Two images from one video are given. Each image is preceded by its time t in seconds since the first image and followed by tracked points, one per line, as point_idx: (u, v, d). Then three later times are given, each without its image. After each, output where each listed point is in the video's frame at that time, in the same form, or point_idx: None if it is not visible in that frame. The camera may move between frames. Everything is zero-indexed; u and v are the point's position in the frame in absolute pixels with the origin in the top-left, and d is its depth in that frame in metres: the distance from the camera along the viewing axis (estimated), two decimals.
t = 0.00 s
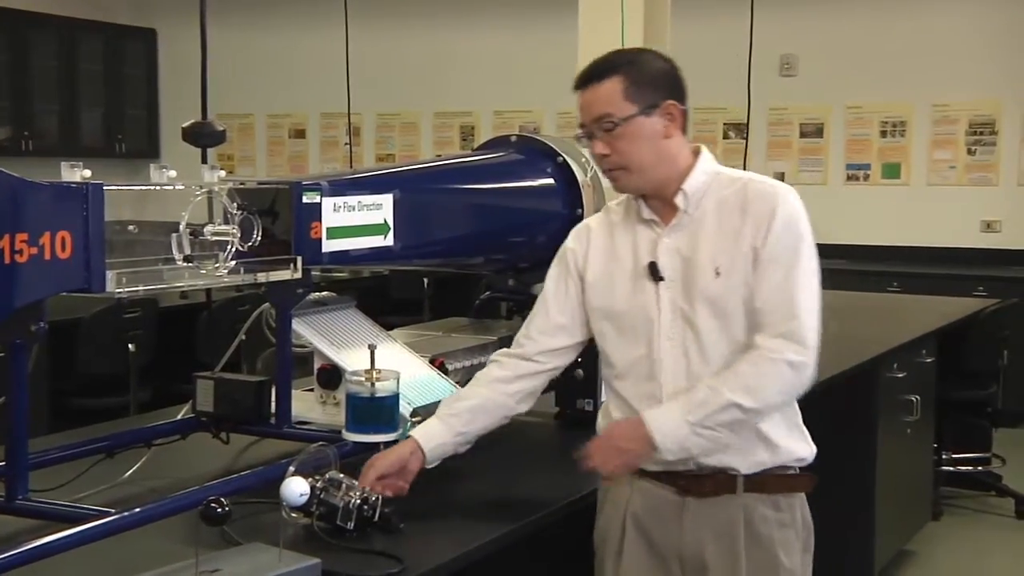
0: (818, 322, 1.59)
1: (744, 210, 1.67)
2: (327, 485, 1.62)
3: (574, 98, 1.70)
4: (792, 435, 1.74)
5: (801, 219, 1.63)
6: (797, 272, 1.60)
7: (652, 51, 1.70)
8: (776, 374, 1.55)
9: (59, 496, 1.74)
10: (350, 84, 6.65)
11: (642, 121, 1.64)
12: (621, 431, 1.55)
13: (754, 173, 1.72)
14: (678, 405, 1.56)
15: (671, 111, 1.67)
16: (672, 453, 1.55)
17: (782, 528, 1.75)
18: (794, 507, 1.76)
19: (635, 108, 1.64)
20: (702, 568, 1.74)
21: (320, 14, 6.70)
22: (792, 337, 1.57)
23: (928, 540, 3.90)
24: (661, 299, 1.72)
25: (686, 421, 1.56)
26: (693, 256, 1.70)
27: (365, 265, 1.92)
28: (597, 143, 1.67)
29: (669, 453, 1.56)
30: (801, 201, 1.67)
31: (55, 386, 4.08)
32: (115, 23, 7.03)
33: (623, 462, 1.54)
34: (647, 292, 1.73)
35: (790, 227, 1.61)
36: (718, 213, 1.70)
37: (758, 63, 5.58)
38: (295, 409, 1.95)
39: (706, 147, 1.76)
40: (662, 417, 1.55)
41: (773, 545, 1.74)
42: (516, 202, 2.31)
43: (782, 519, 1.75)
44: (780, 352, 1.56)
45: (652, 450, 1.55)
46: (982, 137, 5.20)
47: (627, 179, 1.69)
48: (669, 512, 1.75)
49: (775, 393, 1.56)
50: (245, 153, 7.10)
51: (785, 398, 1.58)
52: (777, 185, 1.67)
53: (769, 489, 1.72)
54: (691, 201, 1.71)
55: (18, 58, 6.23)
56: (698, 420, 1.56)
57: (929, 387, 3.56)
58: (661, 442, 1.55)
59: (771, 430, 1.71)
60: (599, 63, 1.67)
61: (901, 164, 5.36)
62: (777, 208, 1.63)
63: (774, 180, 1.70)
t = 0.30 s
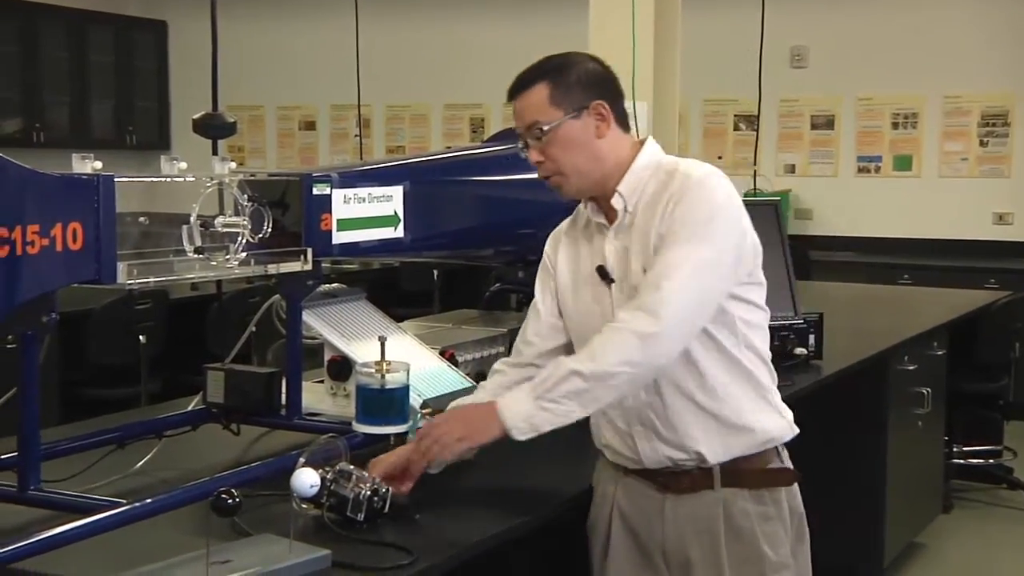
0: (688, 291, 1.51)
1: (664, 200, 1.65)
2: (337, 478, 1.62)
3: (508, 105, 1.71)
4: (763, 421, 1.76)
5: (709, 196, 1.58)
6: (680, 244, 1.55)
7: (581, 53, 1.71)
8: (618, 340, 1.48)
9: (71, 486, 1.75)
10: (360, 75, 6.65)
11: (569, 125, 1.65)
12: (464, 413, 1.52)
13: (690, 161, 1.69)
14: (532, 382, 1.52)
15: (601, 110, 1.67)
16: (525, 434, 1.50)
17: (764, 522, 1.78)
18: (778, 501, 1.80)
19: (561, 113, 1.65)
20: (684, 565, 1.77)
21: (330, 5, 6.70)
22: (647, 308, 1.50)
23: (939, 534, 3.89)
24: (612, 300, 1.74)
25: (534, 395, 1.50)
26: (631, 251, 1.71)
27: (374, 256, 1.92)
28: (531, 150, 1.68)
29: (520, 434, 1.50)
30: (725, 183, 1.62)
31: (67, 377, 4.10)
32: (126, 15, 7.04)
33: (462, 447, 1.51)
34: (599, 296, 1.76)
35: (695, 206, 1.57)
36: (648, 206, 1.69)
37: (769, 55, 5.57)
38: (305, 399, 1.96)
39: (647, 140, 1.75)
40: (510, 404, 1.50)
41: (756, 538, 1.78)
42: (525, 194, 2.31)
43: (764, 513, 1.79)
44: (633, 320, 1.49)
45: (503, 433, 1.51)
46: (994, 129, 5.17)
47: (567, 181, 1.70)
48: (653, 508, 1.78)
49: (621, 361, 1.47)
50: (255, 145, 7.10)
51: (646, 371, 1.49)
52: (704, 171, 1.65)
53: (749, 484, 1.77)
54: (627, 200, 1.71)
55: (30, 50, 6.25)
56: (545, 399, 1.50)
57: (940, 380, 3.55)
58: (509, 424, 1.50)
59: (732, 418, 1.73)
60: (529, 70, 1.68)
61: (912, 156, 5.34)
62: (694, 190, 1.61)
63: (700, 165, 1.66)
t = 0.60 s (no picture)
0: (631, 299, 1.54)
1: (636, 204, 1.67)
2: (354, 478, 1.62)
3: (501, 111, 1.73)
4: (755, 423, 1.73)
5: (672, 207, 1.59)
6: (631, 253, 1.57)
7: (577, 60, 1.72)
8: (561, 340, 1.54)
9: (93, 485, 1.76)
10: (379, 76, 6.67)
11: (562, 130, 1.67)
12: (416, 440, 1.58)
13: (673, 165, 1.69)
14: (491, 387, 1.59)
15: (593, 117, 1.68)
16: (478, 447, 1.57)
17: (767, 525, 1.77)
18: (781, 505, 1.78)
19: (554, 118, 1.66)
20: (686, 568, 1.77)
21: (349, 7, 6.72)
22: (591, 310, 1.54)
23: (960, 537, 3.87)
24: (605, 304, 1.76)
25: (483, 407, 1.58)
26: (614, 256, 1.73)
27: (393, 257, 1.93)
28: (523, 154, 1.70)
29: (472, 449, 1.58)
30: (694, 190, 1.60)
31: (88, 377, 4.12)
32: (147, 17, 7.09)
33: (420, 468, 1.56)
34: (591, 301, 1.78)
35: (657, 213, 1.59)
36: (625, 210, 1.70)
37: (789, 55, 5.55)
38: (324, 400, 1.96)
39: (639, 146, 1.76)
40: (460, 419, 1.57)
41: (758, 543, 1.76)
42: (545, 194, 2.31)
43: (767, 517, 1.77)
44: (576, 324, 1.54)
45: (458, 449, 1.58)
46: (1017, 130, 5.13)
47: (558, 186, 1.71)
48: (653, 510, 1.78)
49: (559, 365, 1.53)
50: (275, 146, 7.13)
51: (591, 375, 1.54)
52: (678, 178, 1.63)
53: (749, 488, 1.75)
54: (611, 206, 1.72)
55: (52, 51, 6.29)
56: (493, 405, 1.57)
57: (962, 381, 3.52)
58: (462, 436, 1.57)
59: (721, 421, 1.72)
60: (523, 76, 1.70)
61: (933, 157, 5.31)
62: (661, 199, 1.60)
63: (678, 169, 1.67)
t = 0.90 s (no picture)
0: (628, 301, 1.54)
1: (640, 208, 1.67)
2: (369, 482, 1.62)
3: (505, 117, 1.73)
4: (763, 426, 1.72)
5: (673, 211, 1.58)
6: (631, 256, 1.57)
7: (582, 64, 1.72)
8: (555, 340, 1.54)
9: (110, 486, 1.77)
10: (394, 78, 6.68)
11: (569, 135, 1.67)
12: (413, 454, 1.57)
13: (680, 169, 1.69)
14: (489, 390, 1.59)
15: (600, 121, 1.68)
16: (475, 450, 1.56)
17: (780, 529, 1.77)
18: (795, 509, 1.78)
19: (560, 122, 1.66)
20: (698, 571, 1.77)
21: (364, 9, 6.73)
22: (585, 311, 1.55)
23: (977, 539, 3.85)
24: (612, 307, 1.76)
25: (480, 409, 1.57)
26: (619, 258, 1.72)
27: (409, 259, 1.93)
28: (529, 158, 1.70)
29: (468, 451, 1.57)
30: (697, 195, 1.60)
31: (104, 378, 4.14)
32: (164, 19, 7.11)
33: (423, 475, 1.55)
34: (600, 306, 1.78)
35: (659, 216, 1.58)
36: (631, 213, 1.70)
37: (804, 56, 5.54)
38: (339, 402, 1.96)
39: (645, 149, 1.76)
40: (458, 424, 1.57)
41: (770, 545, 1.76)
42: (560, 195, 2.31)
43: (781, 520, 1.77)
44: (572, 324, 1.54)
45: (458, 455, 1.57)
46: None
47: (566, 191, 1.72)
48: (666, 514, 1.78)
49: (555, 366, 1.53)
50: (290, 148, 7.15)
51: (588, 376, 1.54)
52: (682, 183, 1.63)
53: (762, 491, 1.75)
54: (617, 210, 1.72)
55: (68, 53, 6.32)
56: (490, 410, 1.56)
57: (979, 382, 3.51)
58: (460, 440, 1.57)
59: (730, 423, 1.71)
60: (528, 82, 1.70)
61: (949, 158, 5.29)
62: (664, 204, 1.60)
63: (685, 174, 1.67)
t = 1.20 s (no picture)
0: (633, 309, 1.54)
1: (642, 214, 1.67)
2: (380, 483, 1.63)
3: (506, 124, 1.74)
4: (771, 429, 1.72)
5: (677, 216, 1.58)
6: (636, 264, 1.57)
7: (584, 72, 1.72)
8: (561, 351, 1.54)
9: (117, 488, 1.77)
10: (400, 80, 6.68)
11: (568, 143, 1.67)
12: (422, 461, 1.59)
13: (680, 173, 1.69)
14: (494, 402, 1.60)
15: (600, 130, 1.68)
16: (483, 461, 1.57)
17: (788, 532, 1.76)
18: (803, 512, 1.78)
19: (560, 130, 1.66)
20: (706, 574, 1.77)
21: (371, 11, 6.74)
22: (591, 321, 1.55)
23: (984, 543, 3.85)
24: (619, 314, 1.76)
25: (486, 421, 1.58)
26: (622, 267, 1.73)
27: (414, 261, 1.94)
28: (528, 166, 1.70)
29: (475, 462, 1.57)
30: (700, 201, 1.60)
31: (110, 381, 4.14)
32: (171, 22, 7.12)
33: (429, 483, 1.57)
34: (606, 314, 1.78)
35: (661, 222, 1.58)
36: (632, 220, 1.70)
37: (810, 59, 5.53)
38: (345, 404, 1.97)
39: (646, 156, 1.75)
40: (466, 435, 1.57)
41: (779, 548, 1.75)
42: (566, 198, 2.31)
43: (790, 523, 1.76)
44: (577, 335, 1.54)
45: (464, 465, 1.58)
46: None
47: (565, 199, 1.72)
48: (673, 517, 1.78)
49: (560, 376, 1.54)
50: (296, 151, 7.16)
51: (595, 386, 1.54)
52: (685, 188, 1.63)
53: (770, 495, 1.75)
54: (619, 217, 1.73)
55: (75, 56, 6.34)
56: (496, 422, 1.57)
57: (986, 385, 3.50)
58: (468, 451, 1.57)
59: (738, 427, 1.71)
60: (530, 89, 1.70)
61: (956, 161, 5.28)
62: (667, 210, 1.60)
63: (685, 179, 1.66)
